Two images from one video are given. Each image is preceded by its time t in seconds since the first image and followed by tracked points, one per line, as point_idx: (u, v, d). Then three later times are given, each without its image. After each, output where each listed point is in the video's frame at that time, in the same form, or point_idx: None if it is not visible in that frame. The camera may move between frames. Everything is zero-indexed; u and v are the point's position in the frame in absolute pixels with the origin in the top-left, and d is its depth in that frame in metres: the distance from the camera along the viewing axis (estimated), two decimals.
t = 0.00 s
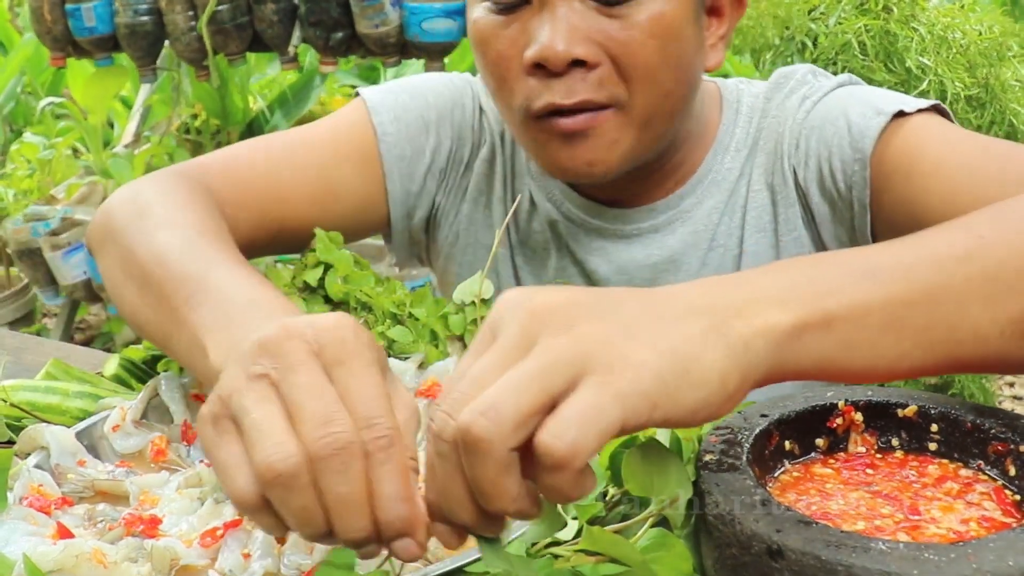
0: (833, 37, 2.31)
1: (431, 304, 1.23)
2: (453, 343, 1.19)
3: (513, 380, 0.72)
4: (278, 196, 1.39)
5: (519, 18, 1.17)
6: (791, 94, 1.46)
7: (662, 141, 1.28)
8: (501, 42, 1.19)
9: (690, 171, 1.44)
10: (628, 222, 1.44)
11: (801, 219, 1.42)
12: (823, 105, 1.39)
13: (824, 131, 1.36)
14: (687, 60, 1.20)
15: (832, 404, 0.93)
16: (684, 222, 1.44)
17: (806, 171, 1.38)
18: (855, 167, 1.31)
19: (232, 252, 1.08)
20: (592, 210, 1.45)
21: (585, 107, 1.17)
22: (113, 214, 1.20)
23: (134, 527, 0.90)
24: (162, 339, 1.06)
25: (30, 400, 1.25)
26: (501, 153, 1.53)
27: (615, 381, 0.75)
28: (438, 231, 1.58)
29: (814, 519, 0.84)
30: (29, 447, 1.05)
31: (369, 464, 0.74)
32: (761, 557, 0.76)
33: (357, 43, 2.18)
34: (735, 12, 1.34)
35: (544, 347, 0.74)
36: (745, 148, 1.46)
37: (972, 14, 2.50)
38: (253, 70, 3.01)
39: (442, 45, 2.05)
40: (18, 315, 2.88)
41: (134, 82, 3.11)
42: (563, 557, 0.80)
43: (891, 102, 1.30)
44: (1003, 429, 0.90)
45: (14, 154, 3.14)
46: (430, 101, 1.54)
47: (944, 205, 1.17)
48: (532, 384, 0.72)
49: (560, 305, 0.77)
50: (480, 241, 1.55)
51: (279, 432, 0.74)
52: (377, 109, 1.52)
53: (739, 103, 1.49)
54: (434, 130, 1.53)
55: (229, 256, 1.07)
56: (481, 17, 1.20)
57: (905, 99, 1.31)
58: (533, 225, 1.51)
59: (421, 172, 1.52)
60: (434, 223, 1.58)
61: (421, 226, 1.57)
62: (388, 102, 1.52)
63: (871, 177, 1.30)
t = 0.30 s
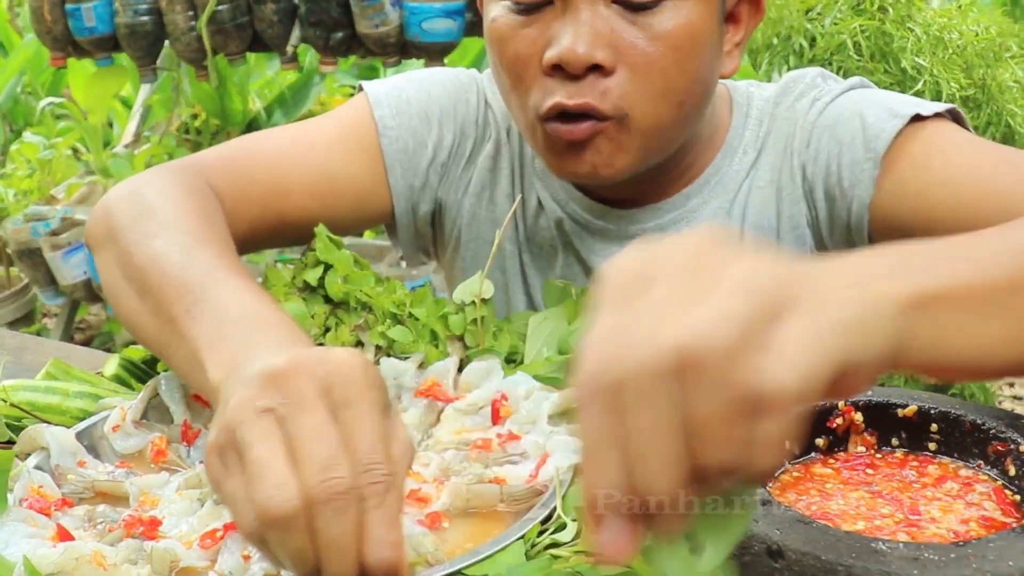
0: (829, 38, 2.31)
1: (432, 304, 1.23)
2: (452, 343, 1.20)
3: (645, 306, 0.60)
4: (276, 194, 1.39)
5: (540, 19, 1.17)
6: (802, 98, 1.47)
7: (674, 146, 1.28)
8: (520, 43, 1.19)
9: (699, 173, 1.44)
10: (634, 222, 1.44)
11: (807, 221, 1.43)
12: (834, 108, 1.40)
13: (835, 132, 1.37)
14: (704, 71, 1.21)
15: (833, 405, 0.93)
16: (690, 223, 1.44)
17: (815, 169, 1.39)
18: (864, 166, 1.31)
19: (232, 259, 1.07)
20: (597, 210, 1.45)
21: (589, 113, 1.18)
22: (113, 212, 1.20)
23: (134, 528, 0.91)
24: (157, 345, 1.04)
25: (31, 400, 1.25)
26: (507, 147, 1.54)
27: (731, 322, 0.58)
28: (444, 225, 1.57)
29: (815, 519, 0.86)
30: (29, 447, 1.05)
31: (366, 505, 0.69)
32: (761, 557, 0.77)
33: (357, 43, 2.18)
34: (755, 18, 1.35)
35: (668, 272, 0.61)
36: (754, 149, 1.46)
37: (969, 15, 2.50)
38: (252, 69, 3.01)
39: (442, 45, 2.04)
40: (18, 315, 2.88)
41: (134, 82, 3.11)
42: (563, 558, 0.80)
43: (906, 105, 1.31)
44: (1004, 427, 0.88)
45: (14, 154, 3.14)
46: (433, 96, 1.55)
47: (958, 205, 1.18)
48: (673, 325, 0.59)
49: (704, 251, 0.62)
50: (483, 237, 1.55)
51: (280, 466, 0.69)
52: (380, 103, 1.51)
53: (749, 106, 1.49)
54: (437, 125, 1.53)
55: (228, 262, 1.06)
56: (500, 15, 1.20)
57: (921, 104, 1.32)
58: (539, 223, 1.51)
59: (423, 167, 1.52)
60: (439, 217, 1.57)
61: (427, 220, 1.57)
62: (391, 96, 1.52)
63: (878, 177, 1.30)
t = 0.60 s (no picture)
0: (831, 38, 2.30)
1: (431, 304, 1.23)
2: (452, 343, 1.19)
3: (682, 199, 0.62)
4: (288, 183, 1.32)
5: (541, 21, 1.17)
6: (803, 95, 1.49)
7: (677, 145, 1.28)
8: (521, 43, 1.18)
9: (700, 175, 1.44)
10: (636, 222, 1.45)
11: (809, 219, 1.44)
12: (839, 109, 1.42)
13: (843, 133, 1.39)
14: (707, 69, 1.20)
15: (833, 405, 0.92)
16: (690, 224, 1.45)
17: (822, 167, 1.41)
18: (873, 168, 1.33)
19: (249, 243, 0.98)
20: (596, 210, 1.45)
21: (597, 112, 1.18)
22: (121, 202, 1.14)
23: (133, 528, 0.90)
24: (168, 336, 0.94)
25: (29, 400, 1.25)
26: (511, 144, 1.55)
27: (767, 243, 0.61)
28: (445, 222, 1.57)
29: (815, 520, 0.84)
30: (27, 447, 1.04)
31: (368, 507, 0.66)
32: (761, 558, 0.75)
33: (357, 43, 2.18)
34: (753, 13, 1.34)
35: (708, 160, 0.64)
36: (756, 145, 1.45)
37: (971, 15, 2.50)
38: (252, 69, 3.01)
39: (442, 44, 2.04)
40: (18, 315, 2.87)
41: (133, 82, 3.10)
42: (564, 559, 0.79)
43: (913, 108, 1.33)
44: (1005, 428, 0.88)
45: (14, 154, 3.14)
46: (439, 90, 1.55)
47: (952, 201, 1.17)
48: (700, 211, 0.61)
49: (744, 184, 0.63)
50: (485, 235, 1.55)
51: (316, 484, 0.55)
52: (388, 95, 1.50)
53: (748, 103, 1.49)
54: (445, 118, 1.53)
55: (245, 246, 0.97)
56: (500, 18, 1.20)
57: (926, 108, 1.34)
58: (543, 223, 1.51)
59: (435, 161, 1.52)
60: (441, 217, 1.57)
61: (429, 219, 1.57)
62: (398, 88, 1.51)
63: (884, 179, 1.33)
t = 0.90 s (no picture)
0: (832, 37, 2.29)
1: (432, 304, 1.23)
2: (452, 343, 1.18)
3: (823, 208, 0.67)
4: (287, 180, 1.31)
5: (563, 30, 1.16)
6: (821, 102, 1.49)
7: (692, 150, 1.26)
8: (543, 51, 1.18)
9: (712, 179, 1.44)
10: (649, 224, 1.44)
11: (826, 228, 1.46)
12: (862, 120, 1.43)
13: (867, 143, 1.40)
14: (725, 79, 1.21)
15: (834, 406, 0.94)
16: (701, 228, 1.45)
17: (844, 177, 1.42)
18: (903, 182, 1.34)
19: (254, 243, 0.99)
20: (608, 211, 1.45)
21: (620, 120, 1.17)
22: (122, 189, 1.13)
23: (133, 528, 0.90)
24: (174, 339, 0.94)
25: (29, 400, 1.25)
26: (518, 146, 1.55)
27: (875, 285, 0.66)
28: (448, 223, 1.56)
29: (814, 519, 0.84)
30: (27, 448, 1.04)
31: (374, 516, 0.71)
32: (761, 558, 0.75)
33: (356, 43, 2.18)
34: (769, 22, 1.34)
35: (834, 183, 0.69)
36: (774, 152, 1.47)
37: (973, 15, 2.50)
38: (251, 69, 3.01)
39: (442, 44, 2.04)
40: (17, 314, 2.87)
41: (133, 81, 3.10)
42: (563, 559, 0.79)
43: (941, 123, 1.34)
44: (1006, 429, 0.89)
45: (13, 154, 3.14)
46: (447, 87, 1.54)
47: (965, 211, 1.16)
48: (839, 229, 0.66)
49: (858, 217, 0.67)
50: (488, 237, 1.55)
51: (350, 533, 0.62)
52: (394, 91, 1.50)
53: (761, 108, 1.51)
54: (452, 118, 1.53)
55: (250, 250, 0.96)
56: (519, 24, 1.20)
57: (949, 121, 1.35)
58: (551, 225, 1.51)
59: (440, 162, 1.52)
60: (443, 217, 1.56)
61: (430, 218, 1.56)
62: (404, 84, 1.51)
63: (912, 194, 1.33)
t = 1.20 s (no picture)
0: (832, 38, 2.31)
1: (432, 304, 1.23)
2: (452, 343, 1.19)
3: (795, 240, 0.68)
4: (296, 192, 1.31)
5: (575, 18, 1.17)
6: (820, 104, 1.49)
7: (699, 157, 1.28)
8: (557, 44, 1.18)
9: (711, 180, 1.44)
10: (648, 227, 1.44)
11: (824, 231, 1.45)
12: (860, 122, 1.43)
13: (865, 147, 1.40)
14: (735, 74, 1.21)
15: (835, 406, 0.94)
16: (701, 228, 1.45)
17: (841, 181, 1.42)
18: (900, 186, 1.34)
19: (257, 257, 0.99)
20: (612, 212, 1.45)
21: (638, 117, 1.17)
22: (123, 208, 1.13)
23: (133, 529, 0.90)
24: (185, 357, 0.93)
25: (29, 400, 1.25)
26: (518, 148, 1.56)
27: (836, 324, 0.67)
28: (449, 227, 1.56)
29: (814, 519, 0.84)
30: (27, 448, 1.04)
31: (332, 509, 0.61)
32: (761, 558, 0.75)
33: (356, 43, 2.18)
34: (771, 17, 1.35)
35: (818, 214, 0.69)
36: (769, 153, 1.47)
37: (973, 15, 2.50)
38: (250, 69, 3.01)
39: (441, 44, 2.04)
40: (17, 314, 2.87)
41: (132, 82, 3.11)
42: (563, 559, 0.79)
43: (938, 127, 1.33)
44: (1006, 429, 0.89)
45: (13, 154, 3.14)
46: (446, 92, 1.55)
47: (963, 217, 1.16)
48: (805, 267, 0.67)
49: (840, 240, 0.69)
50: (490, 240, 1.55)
51: None
52: (394, 98, 1.50)
53: (759, 109, 1.51)
54: (452, 123, 1.53)
55: (255, 262, 0.97)
56: (531, 15, 1.20)
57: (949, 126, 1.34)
58: (552, 227, 1.52)
59: (440, 166, 1.52)
60: (445, 221, 1.56)
61: (431, 224, 1.56)
62: (405, 91, 1.51)
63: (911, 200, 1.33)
